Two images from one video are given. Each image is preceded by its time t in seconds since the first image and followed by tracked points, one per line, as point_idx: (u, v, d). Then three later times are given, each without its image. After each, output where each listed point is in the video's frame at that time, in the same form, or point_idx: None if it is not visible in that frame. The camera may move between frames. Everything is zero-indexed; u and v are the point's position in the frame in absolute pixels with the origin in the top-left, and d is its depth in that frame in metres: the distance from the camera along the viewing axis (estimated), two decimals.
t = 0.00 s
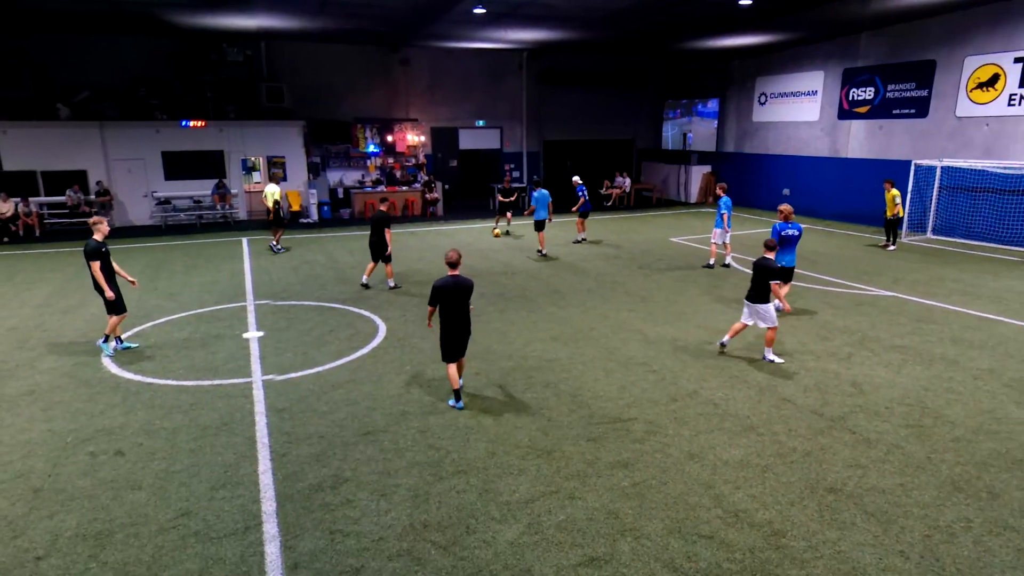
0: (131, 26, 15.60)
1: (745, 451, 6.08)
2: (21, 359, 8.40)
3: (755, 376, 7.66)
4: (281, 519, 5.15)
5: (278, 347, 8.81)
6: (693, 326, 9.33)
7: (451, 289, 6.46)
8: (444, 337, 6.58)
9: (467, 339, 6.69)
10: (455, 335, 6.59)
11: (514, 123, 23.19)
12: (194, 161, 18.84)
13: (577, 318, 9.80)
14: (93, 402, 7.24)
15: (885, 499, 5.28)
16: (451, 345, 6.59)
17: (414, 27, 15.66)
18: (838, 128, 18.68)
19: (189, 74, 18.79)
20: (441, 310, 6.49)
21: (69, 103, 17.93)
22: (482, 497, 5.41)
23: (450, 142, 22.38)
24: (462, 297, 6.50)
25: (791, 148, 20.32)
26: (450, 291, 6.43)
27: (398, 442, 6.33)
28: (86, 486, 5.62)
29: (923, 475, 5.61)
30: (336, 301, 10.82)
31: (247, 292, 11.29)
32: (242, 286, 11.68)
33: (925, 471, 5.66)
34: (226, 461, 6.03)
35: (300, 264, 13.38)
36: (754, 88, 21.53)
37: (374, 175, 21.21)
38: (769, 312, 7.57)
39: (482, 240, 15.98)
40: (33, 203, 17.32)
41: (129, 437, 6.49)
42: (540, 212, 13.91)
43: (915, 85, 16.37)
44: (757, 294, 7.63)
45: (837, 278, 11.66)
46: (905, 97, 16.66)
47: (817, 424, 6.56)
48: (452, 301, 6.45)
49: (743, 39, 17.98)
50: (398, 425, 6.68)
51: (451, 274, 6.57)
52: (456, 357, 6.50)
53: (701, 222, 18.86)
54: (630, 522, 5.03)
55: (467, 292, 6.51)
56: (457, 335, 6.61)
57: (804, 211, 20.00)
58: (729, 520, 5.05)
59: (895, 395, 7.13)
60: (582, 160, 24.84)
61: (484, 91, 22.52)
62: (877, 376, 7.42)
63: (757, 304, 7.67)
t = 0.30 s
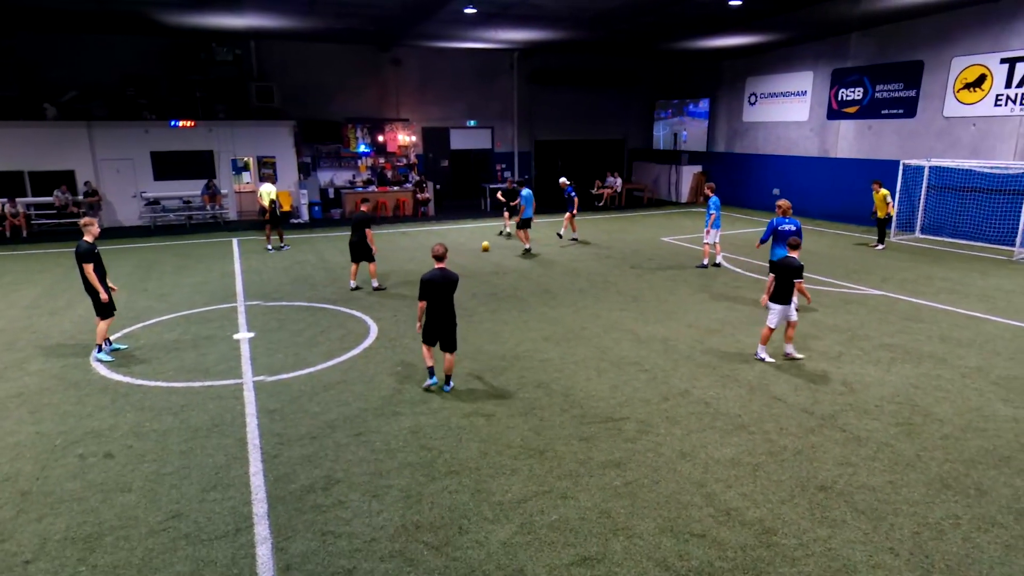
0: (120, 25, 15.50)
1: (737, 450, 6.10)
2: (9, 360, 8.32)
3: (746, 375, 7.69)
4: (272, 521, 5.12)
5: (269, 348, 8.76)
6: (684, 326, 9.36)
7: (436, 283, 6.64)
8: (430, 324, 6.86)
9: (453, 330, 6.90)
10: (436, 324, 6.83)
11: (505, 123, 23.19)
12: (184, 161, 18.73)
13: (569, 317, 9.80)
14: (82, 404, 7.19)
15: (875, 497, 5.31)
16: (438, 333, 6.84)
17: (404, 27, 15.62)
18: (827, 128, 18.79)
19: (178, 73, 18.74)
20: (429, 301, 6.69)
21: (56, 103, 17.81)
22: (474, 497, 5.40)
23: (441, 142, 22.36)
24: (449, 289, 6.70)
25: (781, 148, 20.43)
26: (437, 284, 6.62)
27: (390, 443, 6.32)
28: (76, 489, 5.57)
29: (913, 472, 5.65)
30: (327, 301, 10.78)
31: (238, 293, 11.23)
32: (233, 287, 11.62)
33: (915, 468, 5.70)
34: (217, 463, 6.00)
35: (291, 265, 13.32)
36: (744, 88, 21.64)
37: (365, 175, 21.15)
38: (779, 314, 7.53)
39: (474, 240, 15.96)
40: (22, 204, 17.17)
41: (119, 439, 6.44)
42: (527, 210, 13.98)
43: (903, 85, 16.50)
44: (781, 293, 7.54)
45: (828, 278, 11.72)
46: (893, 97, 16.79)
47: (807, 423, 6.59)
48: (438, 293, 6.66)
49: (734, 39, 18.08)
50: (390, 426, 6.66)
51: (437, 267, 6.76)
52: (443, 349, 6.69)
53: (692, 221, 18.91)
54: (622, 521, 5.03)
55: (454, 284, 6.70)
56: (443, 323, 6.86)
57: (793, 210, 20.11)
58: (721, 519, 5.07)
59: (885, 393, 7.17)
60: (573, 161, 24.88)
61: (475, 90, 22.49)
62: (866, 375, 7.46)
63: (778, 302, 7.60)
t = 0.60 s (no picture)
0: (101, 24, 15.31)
1: (723, 448, 6.14)
2: None
3: (732, 374, 7.74)
4: (259, 524, 5.08)
5: (254, 350, 8.69)
6: (670, 325, 9.41)
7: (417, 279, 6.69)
8: (410, 321, 6.88)
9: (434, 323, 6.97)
10: (415, 321, 6.86)
11: (491, 122, 23.17)
12: (167, 161, 18.54)
13: (556, 317, 9.82)
14: (63, 408, 7.09)
15: (859, 493, 5.37)
16: (419, 329, 6.86)
17: (389, 26, 15.57)
18: (810, 128, 18.96)
19: (160, 72, 18.53)
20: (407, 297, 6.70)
21: (36, 102, 17.56)
22: (462, 497, 5.40)
23: (426, 142, 22.30)
24: (424, 285, 6.70)
25: (765, 148, 20.58)
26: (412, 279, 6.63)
27: (377, 444, 6.30)
28: (57, 494, 5.49)
29: (896, 468, 5.72)
30: (313, 302, 10.72)
31: (222, 294, 11.13)
32: (217, 288, 11.52)
33: (898, 465, 5.77)
34: (201, 466, 5.94)
35: (275, 265, 13.22)
36: (728, 89, 21.78)
37: (350, 176, 21.05)
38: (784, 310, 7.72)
39: (461, 240, 15.93)
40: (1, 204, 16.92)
41: (101, 443, 6.35)
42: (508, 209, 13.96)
43: (885, 86, 16.69)
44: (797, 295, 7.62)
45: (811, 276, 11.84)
46: (874, 97, 16.97)
47: (792, 420, 6.64)
48: (415, 289, 6.69)
49: (718, 40, 18.18)
50: (377, 427, 6.64)
51: (412, 263, 6.78)
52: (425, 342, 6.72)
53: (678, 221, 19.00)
54: (609, 520, 5.05)
55: (430, 280, 6.70)
56: (423, 318, 6.90)
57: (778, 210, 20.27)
58: (708, 516, 5.09)
59: (868, 390, 7.25)
60: (559, 161, 24.92)
61: (460, 89, 22.44)
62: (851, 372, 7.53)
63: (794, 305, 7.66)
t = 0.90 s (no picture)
0: (74, 17, 15.01)
1: (705, 441, 6.19)
2: None
3: (714, 367, 7.81)
4: (241, 524, 5.03)
5: (235, 348, 8.60)
6: (653, 320, 9.46)
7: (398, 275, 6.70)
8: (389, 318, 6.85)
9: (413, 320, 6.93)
10: (396, 318, 6.82)
11: (472, 118, 23.10)
12: (144, 157, 18.25)
13: (539, 313, 9.83)
14: (39, 409, 6.96)
15: (838, 484, 5.45)
16: (398, 326, 6.84)
17: (369, 21, 15.45)
18: (789, 124, 19.14)
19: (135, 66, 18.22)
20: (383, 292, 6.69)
21: (7, 97, 17.19)
22: (447, 494, 5.39)
23: (407, 138, 22.20)
24: (402, 280, 6.69)
25: (745, 144, 20.75)
26: (389, 275, 6.63)
27: (360, 442, 6.26)
28: (33, 496, 5.40)
29: (874, 459, 5.81)
30: (294, 299, 10.63)
31: (201, 292, 10.99)
32: (196, 286, 11.37)
33: (876, 455, 5.86)
34: (182, 466, 5.88)
35: (256, 263, 13.08)
36: (708, 85, 21.91)
37: (331, 172, 20.93)
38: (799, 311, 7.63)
39: (443, 236, 15.89)
40: None
41: (78, 444, 6.25)
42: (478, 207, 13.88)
43: (862, 82, 16.90)
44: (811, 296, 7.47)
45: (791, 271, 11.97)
46: (851, 93, 17.18)
47: (772, 413, 6.72)
48: (392, 284, 6.67)
49: (698, 36, 18.28)
50: (360, 425, 6.60)
51: (392, 258, 6.80)
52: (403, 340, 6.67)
53: (661, 216, 19.10)
54: (593, 515, 5.07)
55: (407, 274, 6.70)
56: (403, 315, 6.85)
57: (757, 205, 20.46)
58: (690, 509, 5.14)
59: (847, 383, 7.36)
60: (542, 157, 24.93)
61: (441, 85, 22.34)
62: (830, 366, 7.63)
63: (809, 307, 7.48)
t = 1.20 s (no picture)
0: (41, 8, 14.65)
1: (686, 433, 6.25)
2: None
3: (693, 360, 7.89)
4: (220, 523, 4.97)
5: (213, 346, 8.49)
6: (633, 314, 9.51)
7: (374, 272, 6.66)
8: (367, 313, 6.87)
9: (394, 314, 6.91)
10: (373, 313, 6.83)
11: (452, 112, 23.00)
12: (117, 152, 17.91)
13: (520, 307, 9.84)
14: (11, 409, 6.82)
15: (816, 473, 5.53)
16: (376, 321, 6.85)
17: (345, 14, 15.29)
18: (766, 118, 19.32)
19: (107, 59, 17.85)
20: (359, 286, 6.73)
21: None
22: (429, 489, 5.38)
23: (386, 132, 22.04)
24: (373, 275, 6.65)
25: (723, 138, 20.90)
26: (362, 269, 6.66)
27: (341, 438, 6.22)
28: (6, 499, 5.29)
29: (850, 448, 5.91)
30: (272, 296, 10.52)
31: (177, 289, 10.83)
32: (172, 283, 11.20)
33: (852, 445, 5.96)
34: (160, 465, 5.79)
35: (233, 259, 12.92)
36: (686, 79, 22.03)
37: (309, 167, 20.71)
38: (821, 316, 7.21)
39: (424, 231, 15.83)
40: None
41: (52, 444, 6.14)
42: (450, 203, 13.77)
43: (837, 77, 17.10)
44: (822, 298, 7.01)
45: (769, 264, 12.12)
46: (827, 88, 17.39)
47: (751, 404, 6.80)
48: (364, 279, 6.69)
49: (676, 30, 18.35)
50: (341, 421, 6.56)
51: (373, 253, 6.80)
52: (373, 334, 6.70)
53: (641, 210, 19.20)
54: (575, 508, 5.10)
55: (378, 270, 6.63)
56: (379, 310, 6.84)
57: (736, 198, 20.65)
58: (671, 501, 5.19)
59: (824, 374, 7.47)
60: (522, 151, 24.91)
61: (420, 79, 22.20)
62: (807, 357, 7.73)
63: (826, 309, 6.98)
